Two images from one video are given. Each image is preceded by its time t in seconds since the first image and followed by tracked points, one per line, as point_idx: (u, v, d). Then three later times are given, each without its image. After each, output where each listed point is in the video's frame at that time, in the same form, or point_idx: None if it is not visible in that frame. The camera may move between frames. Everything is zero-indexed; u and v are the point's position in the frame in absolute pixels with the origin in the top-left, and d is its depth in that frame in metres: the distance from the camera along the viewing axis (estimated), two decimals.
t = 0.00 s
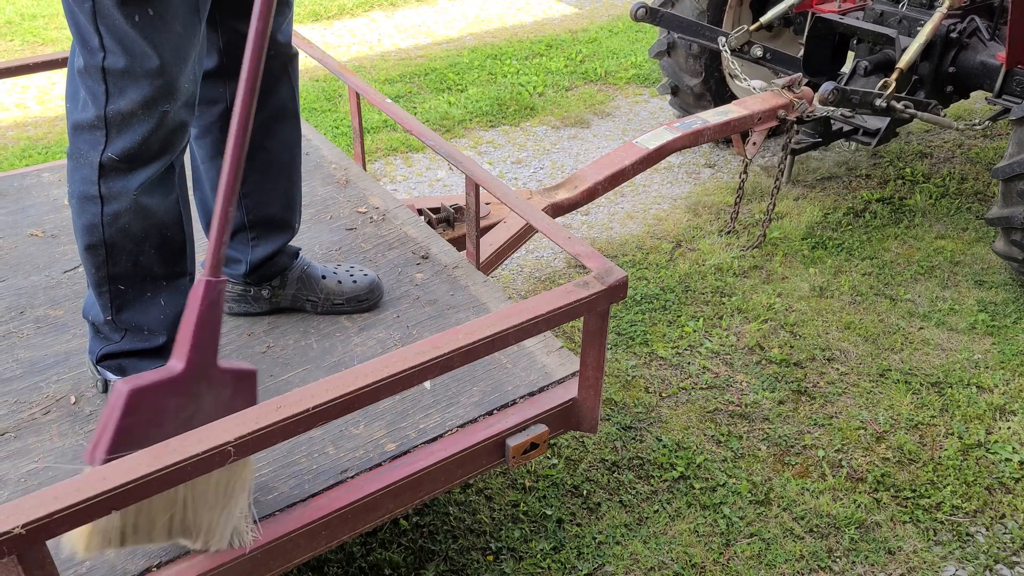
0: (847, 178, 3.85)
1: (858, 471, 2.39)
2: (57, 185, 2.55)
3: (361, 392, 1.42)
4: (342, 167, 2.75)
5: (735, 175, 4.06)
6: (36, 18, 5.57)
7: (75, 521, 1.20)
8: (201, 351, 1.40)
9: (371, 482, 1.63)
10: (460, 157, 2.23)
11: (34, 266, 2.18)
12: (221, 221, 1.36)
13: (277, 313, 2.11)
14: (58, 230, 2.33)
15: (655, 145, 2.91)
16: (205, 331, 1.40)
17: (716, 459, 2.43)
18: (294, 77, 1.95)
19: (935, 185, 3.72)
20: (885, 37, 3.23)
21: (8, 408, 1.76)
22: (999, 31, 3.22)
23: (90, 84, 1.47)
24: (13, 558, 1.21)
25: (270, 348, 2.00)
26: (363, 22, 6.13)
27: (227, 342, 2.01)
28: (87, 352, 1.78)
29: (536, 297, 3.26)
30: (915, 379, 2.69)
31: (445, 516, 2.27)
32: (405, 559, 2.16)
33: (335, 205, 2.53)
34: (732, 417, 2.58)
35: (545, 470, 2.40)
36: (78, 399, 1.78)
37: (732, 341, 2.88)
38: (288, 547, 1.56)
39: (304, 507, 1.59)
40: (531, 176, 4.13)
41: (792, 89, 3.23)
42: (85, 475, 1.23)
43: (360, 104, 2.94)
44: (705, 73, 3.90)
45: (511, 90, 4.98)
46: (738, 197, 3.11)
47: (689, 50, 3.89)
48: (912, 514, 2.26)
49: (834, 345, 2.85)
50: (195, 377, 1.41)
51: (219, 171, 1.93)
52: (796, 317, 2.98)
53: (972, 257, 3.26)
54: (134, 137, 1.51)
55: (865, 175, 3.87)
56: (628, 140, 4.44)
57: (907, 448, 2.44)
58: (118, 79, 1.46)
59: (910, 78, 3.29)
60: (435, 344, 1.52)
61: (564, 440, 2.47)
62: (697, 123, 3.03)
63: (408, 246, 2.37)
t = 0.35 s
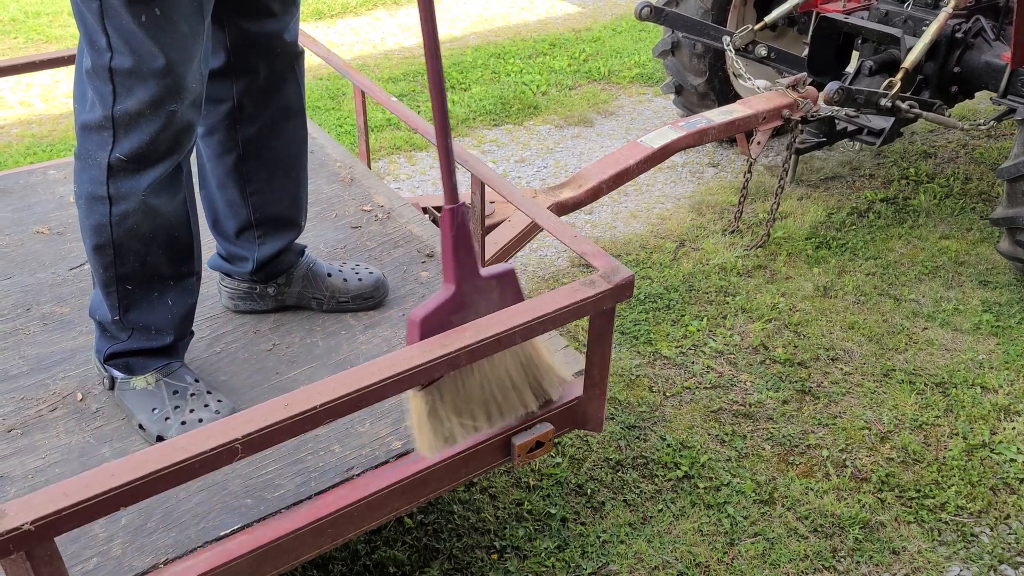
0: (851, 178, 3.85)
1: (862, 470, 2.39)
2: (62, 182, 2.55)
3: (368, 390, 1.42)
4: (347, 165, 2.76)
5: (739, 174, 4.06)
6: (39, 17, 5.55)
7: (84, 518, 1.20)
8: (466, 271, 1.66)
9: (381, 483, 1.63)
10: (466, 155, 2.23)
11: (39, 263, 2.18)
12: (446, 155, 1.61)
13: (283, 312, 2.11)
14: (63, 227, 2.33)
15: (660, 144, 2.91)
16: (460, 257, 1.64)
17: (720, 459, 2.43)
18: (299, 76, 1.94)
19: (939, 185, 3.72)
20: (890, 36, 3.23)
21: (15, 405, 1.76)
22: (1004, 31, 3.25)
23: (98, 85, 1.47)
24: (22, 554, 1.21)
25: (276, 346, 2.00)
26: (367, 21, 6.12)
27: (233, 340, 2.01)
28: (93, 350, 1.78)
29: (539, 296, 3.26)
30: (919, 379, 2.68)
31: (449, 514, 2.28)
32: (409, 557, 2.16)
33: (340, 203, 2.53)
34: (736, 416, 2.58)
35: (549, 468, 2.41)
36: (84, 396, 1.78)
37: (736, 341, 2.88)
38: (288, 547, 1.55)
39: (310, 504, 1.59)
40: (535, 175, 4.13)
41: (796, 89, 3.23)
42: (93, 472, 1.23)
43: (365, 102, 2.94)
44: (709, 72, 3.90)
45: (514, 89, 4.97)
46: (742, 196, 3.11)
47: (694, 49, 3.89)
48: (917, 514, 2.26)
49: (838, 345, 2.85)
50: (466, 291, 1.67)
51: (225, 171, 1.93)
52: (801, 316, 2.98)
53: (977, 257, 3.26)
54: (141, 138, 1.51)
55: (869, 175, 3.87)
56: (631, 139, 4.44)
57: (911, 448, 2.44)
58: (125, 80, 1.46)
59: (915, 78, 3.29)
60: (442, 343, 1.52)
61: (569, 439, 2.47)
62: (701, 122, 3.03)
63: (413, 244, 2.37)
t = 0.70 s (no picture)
0: (853, 179, 3.85)
1: (864, 472, 2.39)
2: (64, 182, 2.55)
3: (370, 391, 1.42)
4: (349, 165, 2.76)
5: (740, 175, 4.05)
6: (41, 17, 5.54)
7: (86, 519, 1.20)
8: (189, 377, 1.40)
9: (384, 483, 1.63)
10: (468, 156, 2.23)
11: (41, 263, 2.19)
12: (212, 244, 1.35)
13: (284, 312, 2.11)
14: (65, 228, 2.33)
15: (662, 144, 2.91)
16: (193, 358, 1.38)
17: (722, 460, 2.43)
18: (302, 77, 1.95)
19: (942, 186, 3.71)
20: (892, 38, 3.22)
21: (17, 405, 1.76)
22: (1007, 34, 3.21)
23: (99, 84, 1.48)
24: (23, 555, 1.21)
25: (278, 346, 2.00)
26: (369, 21, 6.12)
27: (234, 340, 2.01)
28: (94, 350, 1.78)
29: (541, 297, 3.26)
30: (921, 380, 2.68)
31: (450, 515, 2.27)
32: (411, 558, 2.16)
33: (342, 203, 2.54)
34: (738, 417, 2.58)
35: (550, 469, 2.40)
36: (86, 396, 1.78)
37: (738, 342, 2.88)
38: (290, 547, 1.56)
39: (312, 505, 1.60)
40: (536, 175, 4.13)
41: (798, 90, 3.23)
42: (94, 473, 1.23)
43: (367, 102, 2.94)
44: (711, 73, 3.90)
45: (516, 90, 4.97)
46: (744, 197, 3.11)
47: (695, 50, 3.89)
48: (919, 516, 2.26)
49: (840, 346, 2.85)
50: (186, 399, 1.41)
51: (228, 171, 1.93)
52: (802, 318, 2.98)
53: (979, 258, 3.26)
54: (142, 137, 1.51)
55: (871, 176, 3.87)
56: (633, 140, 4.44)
57: (913, 450, 2.44)
58: (127, 79, 1.47)
59: (917, 79, 3.28)
60: (444, 343, 1.52)
61: (570, 440, 2.47)
62: (703, 123, 3.03)
63: (415, 245, 2.37)
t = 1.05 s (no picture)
0: (856, 181, 3.85)
1: (868, 474, 2.39)
2: (68, 184, 2.55)
3: (380, 392, 1.42)
4: (353, 167, 2.76)
5: (744, 176, 4.05)
6: (46, 19, 5.54)
7: (93, 520, 1.21)
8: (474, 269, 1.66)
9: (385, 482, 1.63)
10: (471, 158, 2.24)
11: (44, 265, 2.19)
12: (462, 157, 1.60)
13: (288, 313, 2.11)
14: (69, 229, 2.34)
15: (666, 146, 2.90)
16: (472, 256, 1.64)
17: (725, 462, 2.43)
18: (309, 78, 1.95)
19: (945, 188, 3.71)
20: (896, 39, 3.21)
21: (21, 406, 1.76)
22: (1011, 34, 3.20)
23: (115, 86, 1.48)
24: (29, 556, 1.21)
25: (281, 348, 2.00)
26: (372, 23, 6.13)
27: (238, 342, 2.01)
28: (100, 351, 1.79)
29: (544, 298, 3.26)
30: (925, 383, 2.68)
31: (453, 517, 2.27)
32: (414, 560, 2.16)
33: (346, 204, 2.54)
34: (741, 419, 2.58)
35: (553, 471, 2.40)
36: (90, 398, 1.79)
37: (741, 343, 2.88)
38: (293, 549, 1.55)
39: (316, 506, 1.60)
40: (539, 177, 4.13)
41: (802, 92, 3.22)
42: (101, 474, 1.23)
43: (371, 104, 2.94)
44: (714, 74, 3.90)
45: (519, 91, 4.97)
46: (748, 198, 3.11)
47: (699, 51, 3.88)
48: (923, 518, 2.25)
49: (843, 348, 2.84)
50: (478, 289, 1.68)
51: (233, 172, 1.93)
52: (805, 319, 2.97)
53: (983, 260, 3.25)
54: (157, 138, 1.52)
55: (874, 178, 3.86)
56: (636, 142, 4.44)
57: (917, 452, 2.43)
58: (143, 81, 1.47)
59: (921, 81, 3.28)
60: (450, 345, 1.52)
61: (573, 442, 2.47)
62: (708, 125, 3.03)
63: (418, 247, 2.37)
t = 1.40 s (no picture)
0: (864, 191, 3.85)
1: (876, 487, 2.38)
2: (80, 193, 2.57)
3: (387, 404, 1.43)
4: (362, 177, 2.77)
5: (751, 186, 4.06)
6: (56, 27, 5.57)
7: (106, 531, 1.21)
8: (233, 356, 1.40)
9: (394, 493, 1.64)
10: (480, 168, 2.24)
11: (56, 274, 2.20)
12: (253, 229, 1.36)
13: (298, 323, 2.12)
14: (81, 238, 2.35)
15: (674, 156, 2.91)
16: (232, 339, 1.39)
17: (733, 473, 2.43)
18: (322, 92, 1.97)
19: (953, 200, 3.71)
20: (904, 51, 3.22)
21: (33, 415, 1.77)
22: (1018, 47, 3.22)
23: (123, 95, 1.50)
24: (44, 566, 1.22)
25: (291, 357, 2.01)
26: (381, 32, 6.16)
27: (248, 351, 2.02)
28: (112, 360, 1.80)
29: (551, 308, 3.26)
30: (933, 395, 2.67)
31: (461, 527, 2.28)
32: (422, 570, 2.16)
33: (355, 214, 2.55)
34: (748, 431, 2.58)
35: (561, 482, 2.41)
36: (102, 407, 1.80)
37: (748, 355, 2.88)
38: (303, 558, 1.57)
39: (325, 517, 1.60)
40: (547, 186, 4.14)
41: (810, 103, 3.23)
42: (112, 484, 1.24)
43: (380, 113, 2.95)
44: (722, 85, 3.91)
45: (527, 101, 4.99)
46: (755, 209, 3.11)
47: (706, 62, 3.89)
48: (931, 532, 2.25)
49: (851, 360, 2.84)
50: (225, 383, 1.42)
51: (245, 183, 1.95)
52: (813, 331, 2.97)
53: (991, 272, 3.25)
54: (164, 147, 1.53)
55: (881, 189, 3.86)
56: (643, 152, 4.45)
57: (925, 465, 2.43)
58: (151, 90, 1.49)
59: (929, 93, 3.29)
60: (458, 357, 1.53)
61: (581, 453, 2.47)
62: (715, 136, 3.04)
63: (427, 257, 2.39)
